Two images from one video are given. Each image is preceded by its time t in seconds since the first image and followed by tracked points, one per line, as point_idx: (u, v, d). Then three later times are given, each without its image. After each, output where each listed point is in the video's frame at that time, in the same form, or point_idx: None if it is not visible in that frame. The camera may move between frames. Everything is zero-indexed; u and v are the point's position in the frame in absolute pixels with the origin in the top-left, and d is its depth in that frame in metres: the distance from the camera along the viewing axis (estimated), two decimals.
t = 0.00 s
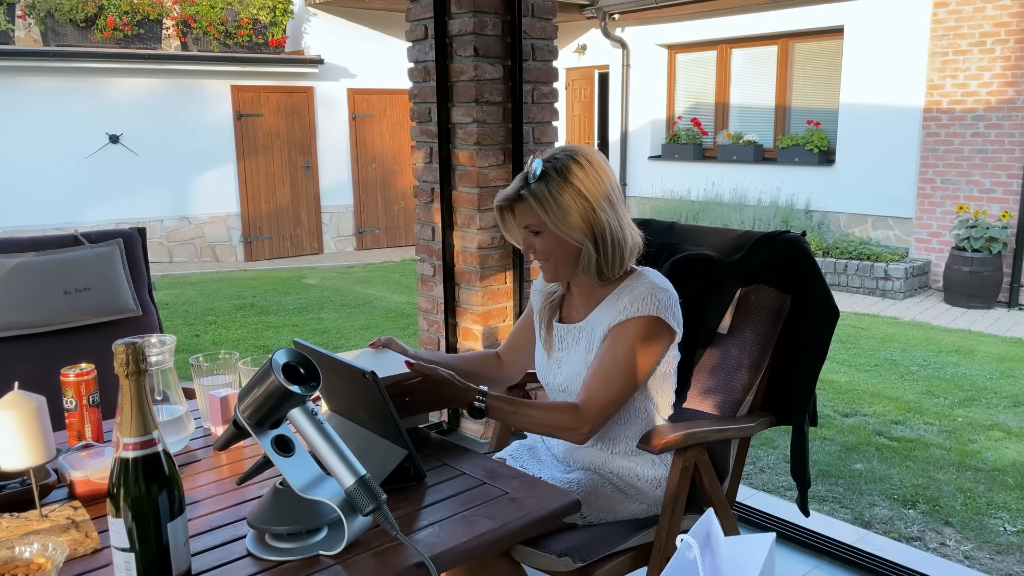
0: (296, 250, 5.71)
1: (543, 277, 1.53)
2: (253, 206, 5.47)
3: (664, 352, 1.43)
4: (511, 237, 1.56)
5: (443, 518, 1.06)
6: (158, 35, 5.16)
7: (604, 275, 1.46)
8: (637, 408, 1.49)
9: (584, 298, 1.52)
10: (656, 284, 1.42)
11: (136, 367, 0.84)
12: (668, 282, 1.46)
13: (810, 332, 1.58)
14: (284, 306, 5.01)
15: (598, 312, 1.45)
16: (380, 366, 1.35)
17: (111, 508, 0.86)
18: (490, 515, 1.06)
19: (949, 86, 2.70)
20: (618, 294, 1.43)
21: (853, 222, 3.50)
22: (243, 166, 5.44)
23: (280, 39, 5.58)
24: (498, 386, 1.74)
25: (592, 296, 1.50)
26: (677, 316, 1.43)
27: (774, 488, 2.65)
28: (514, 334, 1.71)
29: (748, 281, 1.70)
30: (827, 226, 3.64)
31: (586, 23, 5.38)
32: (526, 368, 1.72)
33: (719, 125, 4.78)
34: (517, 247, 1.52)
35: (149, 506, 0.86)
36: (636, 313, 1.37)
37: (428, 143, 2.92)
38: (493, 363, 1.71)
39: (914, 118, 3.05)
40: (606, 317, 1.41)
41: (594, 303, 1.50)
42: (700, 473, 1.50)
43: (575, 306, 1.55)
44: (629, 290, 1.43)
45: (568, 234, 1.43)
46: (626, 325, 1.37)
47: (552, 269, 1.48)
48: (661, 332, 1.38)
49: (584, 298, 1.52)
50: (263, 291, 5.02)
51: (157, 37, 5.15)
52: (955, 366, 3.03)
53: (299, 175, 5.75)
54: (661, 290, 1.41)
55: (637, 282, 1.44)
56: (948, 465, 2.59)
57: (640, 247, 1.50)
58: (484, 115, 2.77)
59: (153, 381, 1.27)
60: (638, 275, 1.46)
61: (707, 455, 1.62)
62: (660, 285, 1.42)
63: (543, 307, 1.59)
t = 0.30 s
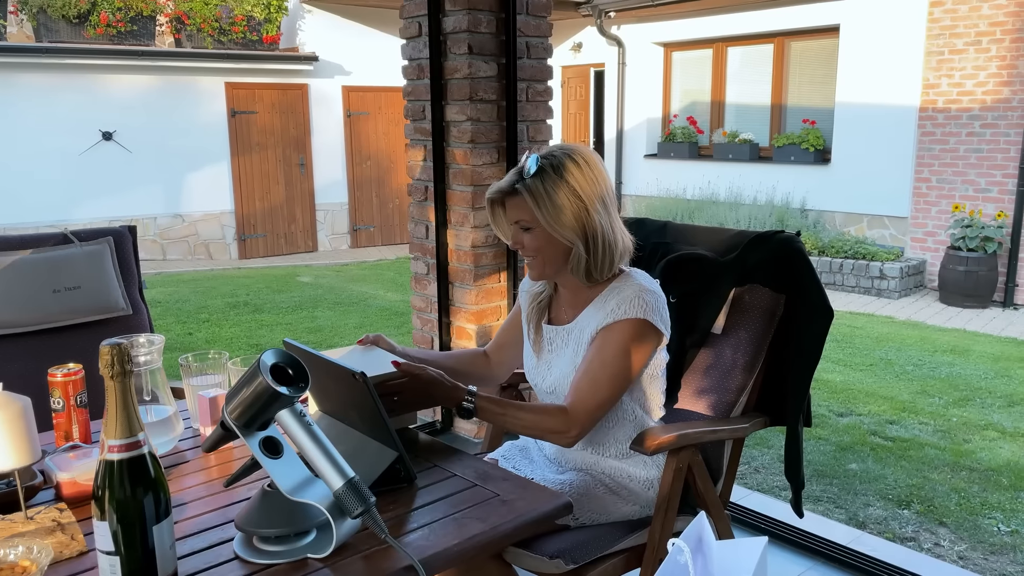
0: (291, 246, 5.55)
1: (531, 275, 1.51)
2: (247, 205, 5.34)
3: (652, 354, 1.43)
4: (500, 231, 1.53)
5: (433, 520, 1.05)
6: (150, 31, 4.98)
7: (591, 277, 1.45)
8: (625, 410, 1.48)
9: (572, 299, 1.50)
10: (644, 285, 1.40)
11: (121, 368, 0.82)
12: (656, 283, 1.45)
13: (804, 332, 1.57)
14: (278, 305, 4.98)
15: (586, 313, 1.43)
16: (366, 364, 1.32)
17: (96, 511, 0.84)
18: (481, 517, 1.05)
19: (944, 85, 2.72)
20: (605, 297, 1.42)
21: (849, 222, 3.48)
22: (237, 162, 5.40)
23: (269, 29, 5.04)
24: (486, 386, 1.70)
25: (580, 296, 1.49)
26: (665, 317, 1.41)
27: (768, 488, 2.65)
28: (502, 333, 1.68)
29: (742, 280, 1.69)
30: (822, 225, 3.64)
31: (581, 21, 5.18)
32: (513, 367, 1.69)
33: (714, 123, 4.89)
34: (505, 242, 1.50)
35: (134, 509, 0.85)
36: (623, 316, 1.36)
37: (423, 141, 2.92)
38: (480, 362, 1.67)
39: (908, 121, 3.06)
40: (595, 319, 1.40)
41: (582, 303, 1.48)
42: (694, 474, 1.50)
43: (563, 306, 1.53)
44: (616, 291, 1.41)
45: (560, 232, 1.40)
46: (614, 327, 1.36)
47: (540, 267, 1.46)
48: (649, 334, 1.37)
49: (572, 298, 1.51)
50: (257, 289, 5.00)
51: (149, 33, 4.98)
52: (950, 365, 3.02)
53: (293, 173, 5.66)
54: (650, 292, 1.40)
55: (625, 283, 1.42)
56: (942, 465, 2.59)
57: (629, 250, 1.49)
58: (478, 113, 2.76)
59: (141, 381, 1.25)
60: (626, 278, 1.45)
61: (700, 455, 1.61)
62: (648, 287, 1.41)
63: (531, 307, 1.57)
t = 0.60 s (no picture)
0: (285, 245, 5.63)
1: (518, 279, 1.48)
2: (241, 201, 5.40)
3: (635, 351, 1.42)
4: (484, 236, 1.48)
5: (416, 522, 1.04)
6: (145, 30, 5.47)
7: (587, 279, 1.44)
8: (610, 406, 1.47)
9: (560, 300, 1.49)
10: (627, 282, 1.40)
11: (96, 370, 0.81)
12: (639, 280, 1.44)
13: (793, 332, 1.56)
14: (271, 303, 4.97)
15: (570, 311, 1.42)
16: (348, 360, 1.28)
17: (72, 515, 0.84)
18: (464, 519, 1.05)
19: (938, 82, 2.72)
20: (588, 294, 1.41)
21: (845, 219, 3.41)
22: (230, 160, 5.41)
23: (268, 33, 5.74)
24: (474, 386, 1.69)
25: (565, 297, 1.47)
26: (648, 313, 1.41)
27: (761, 486, 2.65)
28: (486, 332, 1.67)
29: (731, 279, 1.68)
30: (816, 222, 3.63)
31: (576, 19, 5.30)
32: (497, 367, 1.69)
33: (709, 120, 4.88)
34: (494, 249, 1.46)
35: (111, 512, 0.84)
36: (606, 312, 1.35)
37: (413, 138, 2.91)
38: (465, 362, 1.66)
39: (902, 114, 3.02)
40: (578, 317, 1.39)
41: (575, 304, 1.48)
42: (683, 474, 1.49)
43: (547, 304, 1.52)
44: (600, 288, 1.40)
45: (558, 238, 1.38)
46: (597, 324, 1.35)
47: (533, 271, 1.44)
48: (632, 331, 1.37)
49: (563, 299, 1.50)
50: (251, 288, 4.95)
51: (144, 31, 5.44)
52: (944, 363, 2.97)
53: (287, 170, 5.64)
54: (634, 288, 1.39)
55: (608, 280, 1.42)
56: (935, 462, 2.59)
57: (616, 247, 1.49)
58: (469, 110, 2.75)
59: (123, 382, 1.24)
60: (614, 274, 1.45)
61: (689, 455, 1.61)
62: (631, 284, 1.40)
63: (515, 307, 1.56)
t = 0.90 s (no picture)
0: (279, 241, 5.30)
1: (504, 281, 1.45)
2: (238, 197, 5.24)
3: (618, 344, 1.41)
4: (463, 241, 1.44)
5: (390, 521, 1.01)
6: (135, 24, 4.79)
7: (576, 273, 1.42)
8: (595, 401, 1.45)
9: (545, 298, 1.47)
10: (609, 275, 1.38)
11: (52, 367, 0.78)
12: (621, 273, 1.42)
13: (782, 324, 1.54)
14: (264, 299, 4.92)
15: (551, 305, 1.40)
16: (324, 357, 1.26)
17: (28, 517, 0.81)
18: (440, 518, 1.02)
19: (935, 73, 2.69)
20: (570, 287, 1.39)
21: (841, 211, 3.41)
22: (221, 154, 5.22)
23: (259, 26, 5.17)
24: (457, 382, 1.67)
25: (548, 292, 1.45)
26: (631, 305, 1.39)
27: (754, 481, 2.62)
28: (467, 328, 1.65)
29: (719, 272, 1.65)
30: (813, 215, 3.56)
31: (570, 11, 5.21)
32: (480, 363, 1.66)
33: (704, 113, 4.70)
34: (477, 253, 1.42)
35: (69, 514, 0.81)
36: (587, 305, 1.34)
37: (402, 132, 2.87)
38: (446, 360, 1.63)
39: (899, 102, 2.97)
40: (559, 311, 1.37)
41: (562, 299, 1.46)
42: (669, 469, 1.47)
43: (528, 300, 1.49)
44: (581, 281, 1.38)
45: (542, 237, 1.35)
46: (579, 318, 1.33)
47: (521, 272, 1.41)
48: (615, 324, 1.35)
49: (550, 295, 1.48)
50: (242, 283, 4.93)
51: (134, 26, 4.78)
52: (940, 355, 2.93)
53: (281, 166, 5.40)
54: (616, 279, 1.38)
55: (590, 273, 1.39)
56: (930, 455, 2.57)
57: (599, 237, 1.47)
58: (457, 103, 2.72)
59: (95, 379, 1.21)
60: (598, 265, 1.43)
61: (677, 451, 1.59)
62: (613, 276, 1.38)
63: (496, 304, 1.53)
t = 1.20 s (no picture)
0: (275, 234, 4.63)
1: (481, 268, 1.42)
2: (228, 190, 4.32)
3: (602, 331, 1.38)
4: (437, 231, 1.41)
5: (361, 513, 0.97)
6: (127, 16, 3.78)
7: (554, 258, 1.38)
8: (579, 388, 1.41)
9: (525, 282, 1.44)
10: (591, 258, 1.34)
11: None
12: (604, 257, 1.39)
13: (771, 308, 1.50)
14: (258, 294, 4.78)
15: (532, 291, 1.37)
16: (295, 342, 1.21)
17: None
18: (413, 508, 0.98)
19: (931, 59, 2.65)
20: (552, 272, 1.36)
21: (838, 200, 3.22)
22: (215, 148, 4.26)
23: (254, 18, 4.21)
24: (439, 369, 1.63)
25: (530, 278, 1.42)
26: (614, 290, 1.35)
27: (750, 470, 2.59)
28: (448, 314, 1.62)
29: (708, 255, 1.61)
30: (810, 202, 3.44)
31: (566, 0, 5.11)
32: (462, 349, 1.64)
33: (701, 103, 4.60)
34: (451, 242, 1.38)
35: (18, 508, 0.78)
36: (570, 291, 1.30)
37: (390, 119, 2.82)
38: (427, 346, 1.60)
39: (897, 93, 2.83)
40: (540, 297, 1.34)
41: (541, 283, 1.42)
42: (657, 457, 1.43)
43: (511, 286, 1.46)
44: (563, 266, 1.35)
45: (515, 223, 1.31)
46: (561, 303, 1.30)
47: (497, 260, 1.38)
48: (597, 310, 1.32)
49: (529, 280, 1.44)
50: (236, 277, 4.64)
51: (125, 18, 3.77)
52: (938, 342, 2.88)
53: (274, 159, 4.44)
54: (598, 263, 1.34)
55: (572, 257, 1.36)
56: (928, 443, 2.52)
57: (576, 219, 1.43)
58: (445, 89, 2.68)
59: (61, 369, 1.17)
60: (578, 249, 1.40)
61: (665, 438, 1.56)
62: (596, 260, 1.35)
63: (477, 292, 1.49)
